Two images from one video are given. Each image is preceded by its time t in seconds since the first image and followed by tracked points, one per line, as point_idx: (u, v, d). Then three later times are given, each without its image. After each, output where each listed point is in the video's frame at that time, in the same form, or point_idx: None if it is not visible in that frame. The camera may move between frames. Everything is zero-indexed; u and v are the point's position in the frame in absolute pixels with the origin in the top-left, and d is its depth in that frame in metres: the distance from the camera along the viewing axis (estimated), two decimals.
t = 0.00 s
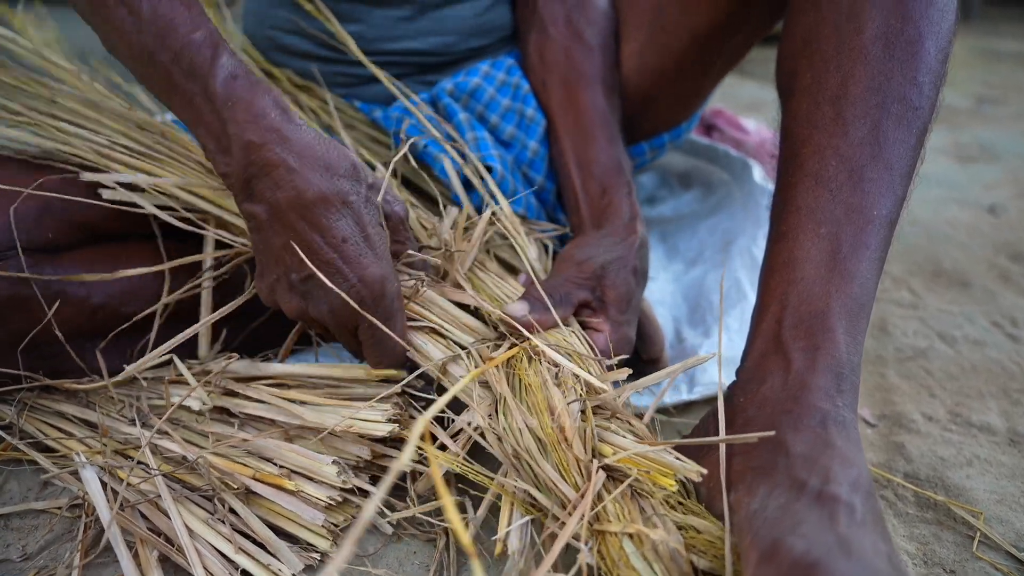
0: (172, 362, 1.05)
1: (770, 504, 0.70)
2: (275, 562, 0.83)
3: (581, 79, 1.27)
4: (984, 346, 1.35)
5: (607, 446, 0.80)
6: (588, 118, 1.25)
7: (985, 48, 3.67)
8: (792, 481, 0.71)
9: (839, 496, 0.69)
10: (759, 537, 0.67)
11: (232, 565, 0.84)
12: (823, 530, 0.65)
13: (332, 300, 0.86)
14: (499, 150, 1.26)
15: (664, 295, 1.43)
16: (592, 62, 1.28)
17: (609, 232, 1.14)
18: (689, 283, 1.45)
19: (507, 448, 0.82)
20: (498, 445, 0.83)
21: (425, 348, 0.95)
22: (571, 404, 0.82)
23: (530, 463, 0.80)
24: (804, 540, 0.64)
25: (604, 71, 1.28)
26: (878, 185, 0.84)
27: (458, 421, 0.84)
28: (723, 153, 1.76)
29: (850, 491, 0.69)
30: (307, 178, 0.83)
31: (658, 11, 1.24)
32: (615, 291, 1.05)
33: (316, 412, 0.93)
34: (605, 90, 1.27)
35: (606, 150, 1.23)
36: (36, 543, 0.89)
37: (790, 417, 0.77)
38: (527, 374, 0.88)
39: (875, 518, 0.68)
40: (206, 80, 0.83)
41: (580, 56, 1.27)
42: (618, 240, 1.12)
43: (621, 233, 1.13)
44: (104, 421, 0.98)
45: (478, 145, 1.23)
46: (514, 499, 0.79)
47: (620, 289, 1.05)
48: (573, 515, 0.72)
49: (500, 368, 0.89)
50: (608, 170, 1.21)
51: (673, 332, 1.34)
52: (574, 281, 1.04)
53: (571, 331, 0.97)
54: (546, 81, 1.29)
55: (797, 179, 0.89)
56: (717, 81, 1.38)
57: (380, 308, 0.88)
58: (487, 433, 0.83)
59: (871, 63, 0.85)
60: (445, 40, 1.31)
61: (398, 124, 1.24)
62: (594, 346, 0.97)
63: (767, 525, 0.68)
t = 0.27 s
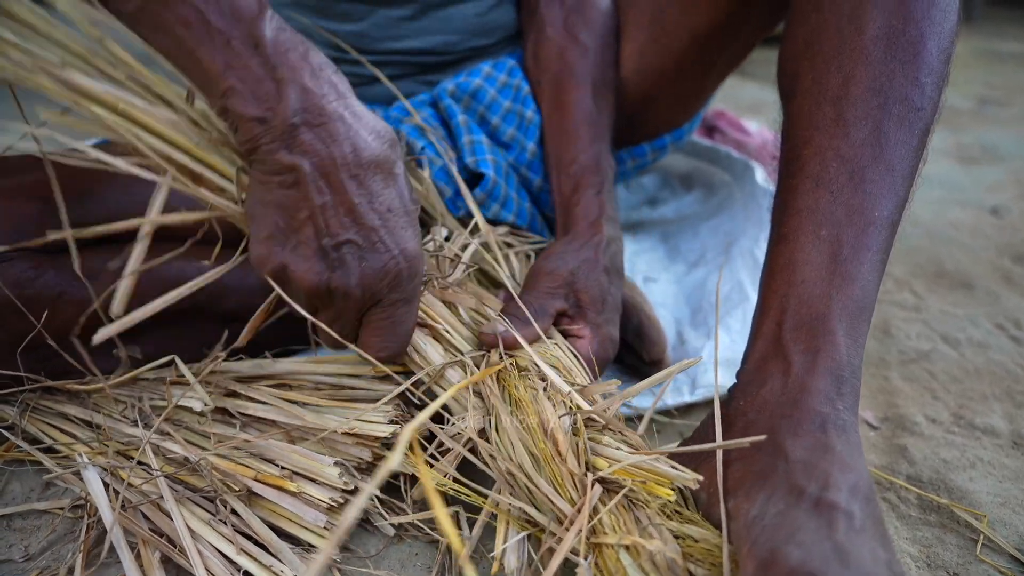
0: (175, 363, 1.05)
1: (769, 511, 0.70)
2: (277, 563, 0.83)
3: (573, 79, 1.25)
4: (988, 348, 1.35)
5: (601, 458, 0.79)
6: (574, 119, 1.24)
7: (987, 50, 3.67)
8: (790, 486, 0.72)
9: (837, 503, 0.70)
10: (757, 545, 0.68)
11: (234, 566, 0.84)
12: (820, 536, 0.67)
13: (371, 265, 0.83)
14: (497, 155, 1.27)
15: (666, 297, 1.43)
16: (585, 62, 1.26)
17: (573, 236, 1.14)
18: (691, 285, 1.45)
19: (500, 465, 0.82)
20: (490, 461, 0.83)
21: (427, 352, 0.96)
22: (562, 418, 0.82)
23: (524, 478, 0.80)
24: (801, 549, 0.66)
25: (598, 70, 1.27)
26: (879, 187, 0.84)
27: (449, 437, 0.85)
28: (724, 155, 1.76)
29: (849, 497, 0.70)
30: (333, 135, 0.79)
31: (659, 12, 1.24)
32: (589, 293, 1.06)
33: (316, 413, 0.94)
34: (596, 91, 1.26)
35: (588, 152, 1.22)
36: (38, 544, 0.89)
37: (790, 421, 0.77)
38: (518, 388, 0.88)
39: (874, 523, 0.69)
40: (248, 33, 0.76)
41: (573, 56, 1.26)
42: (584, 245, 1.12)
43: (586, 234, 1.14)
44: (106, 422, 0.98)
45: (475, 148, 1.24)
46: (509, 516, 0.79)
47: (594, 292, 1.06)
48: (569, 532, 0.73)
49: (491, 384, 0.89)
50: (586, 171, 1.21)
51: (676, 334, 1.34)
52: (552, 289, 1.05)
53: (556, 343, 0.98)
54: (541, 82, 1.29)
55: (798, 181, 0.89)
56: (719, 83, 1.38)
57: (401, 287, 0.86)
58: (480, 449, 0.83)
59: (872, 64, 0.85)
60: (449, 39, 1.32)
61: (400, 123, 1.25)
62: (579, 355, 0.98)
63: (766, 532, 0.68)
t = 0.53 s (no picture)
0: (177, 363, 1.05)
1: (767, 515, 0.71)
2: (279, 563, 0.83)
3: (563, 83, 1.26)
4: (989, 349, 1.35)
5: (600, 460, 0.79)
6: (567, 122, 1.24)
7: (987, 51, 3.67)
8: (789, 490, 0.71)
9: (835, 509, 0.69)
10: (756, 552, 0.68)
11: (237, 567, 0.84)
12: (817, 544, 0.66)
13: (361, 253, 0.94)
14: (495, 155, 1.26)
15: (667, 298, 1.43)
16: (579, 66, 1.26)
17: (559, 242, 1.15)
18: (692, 286, 1.45)
19: (500, 468, 0.81)
20: (491, 463, 0.83)
21: (442, 340, 0.96)
22: (563, 419, 0.81)
23: (525, 479, 0.80)
24: (798, 558, 0.65)
25: (591, 75, 1.27)
26: (880, 188, 0.84)
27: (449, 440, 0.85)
28: (726, 155, 1.76)
29: (847, 502, 0.69)
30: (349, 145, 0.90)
31: (662, 15, 1.24)
32: (577, 297, 1.06)
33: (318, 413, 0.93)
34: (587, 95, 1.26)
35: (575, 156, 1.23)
36: (41, 544, 0.89)
37: (790, 422, 0.77)
38: (518, 392, 0.88)
39: (873, 528, 0.68)
40: (257, 55, 0.87)
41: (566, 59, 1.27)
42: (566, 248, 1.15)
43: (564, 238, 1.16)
44: (109, 422, 0.98)
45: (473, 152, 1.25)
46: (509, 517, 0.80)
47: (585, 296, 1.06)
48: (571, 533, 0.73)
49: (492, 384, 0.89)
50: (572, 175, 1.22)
51: (677, 335, 1.34)
52: (543, 299, 1.04)
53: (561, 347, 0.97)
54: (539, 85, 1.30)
55: (799, 182, 0.89)
56: (722, 85, 1.38)
57: (384, 273, 0.94)
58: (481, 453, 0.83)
59: (873, 66, 0.85)
60: (457, 39, 1.33)
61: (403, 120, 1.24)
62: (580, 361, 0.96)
63: (763, 539, 0.69)
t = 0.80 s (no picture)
0: (179, 363, 1.05)
1: (768, 514, 0.71)
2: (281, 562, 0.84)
3: (578, 74, 1.27)
4: (989, 349, 1.35)
5: (598, 461, 0.79)
6: (581, 113, 1.25)
7: (988, 52, 3.67)
8: (790, 489, 0.72)
9: (836, 507, 0.69)
10: (756, 550, 0.68)
11: (239, 566, 0.84)
12: (818, 542, 0.67)
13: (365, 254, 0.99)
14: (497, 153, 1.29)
15: (669, 299, 1.43)
16: (591, 57, 1.27)
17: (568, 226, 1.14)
18: (693, 286, 1.46)
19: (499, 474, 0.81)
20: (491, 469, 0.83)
21: (443, 344, 0.96)
22: (559, 422, 0.81)
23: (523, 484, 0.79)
24: (799, 555, 0.66)
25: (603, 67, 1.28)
26: (883, 189, 0.84)
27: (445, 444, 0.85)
28: (726, 156, 1.77)
29: (849, 500, 0.70)
30: (373, 156, 0.98)
31: (665, 17, 1.25)
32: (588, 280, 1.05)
33: (320, 413, 0.94)
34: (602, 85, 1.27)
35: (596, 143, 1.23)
36: (43, 544, 0.89)
37: (791, 422, 0.77)
38: (516, 395, 0.88)
39: (873, 526, 0.68)
40: (285, 79, 0.97)
41: (577, 52, 1.27)
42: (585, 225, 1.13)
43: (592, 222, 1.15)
44: (111, 422, 0.98)
45: (469, 152, 1.24)
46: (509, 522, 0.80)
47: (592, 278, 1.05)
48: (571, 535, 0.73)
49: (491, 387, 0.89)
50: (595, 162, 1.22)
51: (678, 335, 1.34)
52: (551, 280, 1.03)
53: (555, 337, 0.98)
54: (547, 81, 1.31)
55: (801, 184, 0.89)
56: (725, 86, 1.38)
57: (388, 276, 0.98)
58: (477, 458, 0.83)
59: (876, 68, 0.86)
60: (455, 40, 1.31)
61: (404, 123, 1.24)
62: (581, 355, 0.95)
63: (763, 537, 0.69)
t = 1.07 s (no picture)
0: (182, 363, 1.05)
1: (774, 515, 0.70)
2: (285, 563, 0.84)
3: (586, 55, 1.25)
4: (993, 350, 1.35)
5: (599, 468, 0.81)
6: (587, 97, 1.24)
7: (990, 52, 3.67)
8: (795, 490, 0.71)
9: (841, 507, 0.69)
10: (762, 551, 0.68)
11: (242, 567, 0.84)
12: (823, 542, 0.67)
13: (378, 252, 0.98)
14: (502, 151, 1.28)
15: (672, 300, 1.43)
16: (599, 38, 1.25)
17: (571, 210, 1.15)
18: (696, 287, 1.46)
19: (504, 487, 0.80)
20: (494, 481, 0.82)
21: (450, 353, 0.97)
22: (558, 431, 0.81)
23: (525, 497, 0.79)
24: (805, 555, 0.65)
25: (612, 48, 1.26)
26: (887, 189, 0.84)
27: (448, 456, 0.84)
28: (729, 156, 1.76)
29: (853, 500, 0.70)
30: (385, 156, 0.98)
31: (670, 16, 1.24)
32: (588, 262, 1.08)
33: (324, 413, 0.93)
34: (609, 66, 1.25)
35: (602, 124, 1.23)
36: (46, 545, 0.89)
37: (795, 423, 0.77)
38: (514, 406, 0.88)
39: (878, 526, 0.69)
40: (296, 84, 0.98)
41: (585, 34, 1.25)
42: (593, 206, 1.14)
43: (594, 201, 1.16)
44: (114, 422, 0.98)
45: (475, 149, 1.23)
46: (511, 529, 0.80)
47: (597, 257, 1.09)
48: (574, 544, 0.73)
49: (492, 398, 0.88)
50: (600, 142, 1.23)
51: (681, 336, 1.34)
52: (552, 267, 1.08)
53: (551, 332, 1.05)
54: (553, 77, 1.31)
55: (805, 184, 0.89)
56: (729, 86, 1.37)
57: (403, 274, 0.97)
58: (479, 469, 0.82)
59: (880, 68, 0.86)
60: (456, 33, 1.31)
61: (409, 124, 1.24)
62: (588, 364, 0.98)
63: (769, 538, 0.69)
